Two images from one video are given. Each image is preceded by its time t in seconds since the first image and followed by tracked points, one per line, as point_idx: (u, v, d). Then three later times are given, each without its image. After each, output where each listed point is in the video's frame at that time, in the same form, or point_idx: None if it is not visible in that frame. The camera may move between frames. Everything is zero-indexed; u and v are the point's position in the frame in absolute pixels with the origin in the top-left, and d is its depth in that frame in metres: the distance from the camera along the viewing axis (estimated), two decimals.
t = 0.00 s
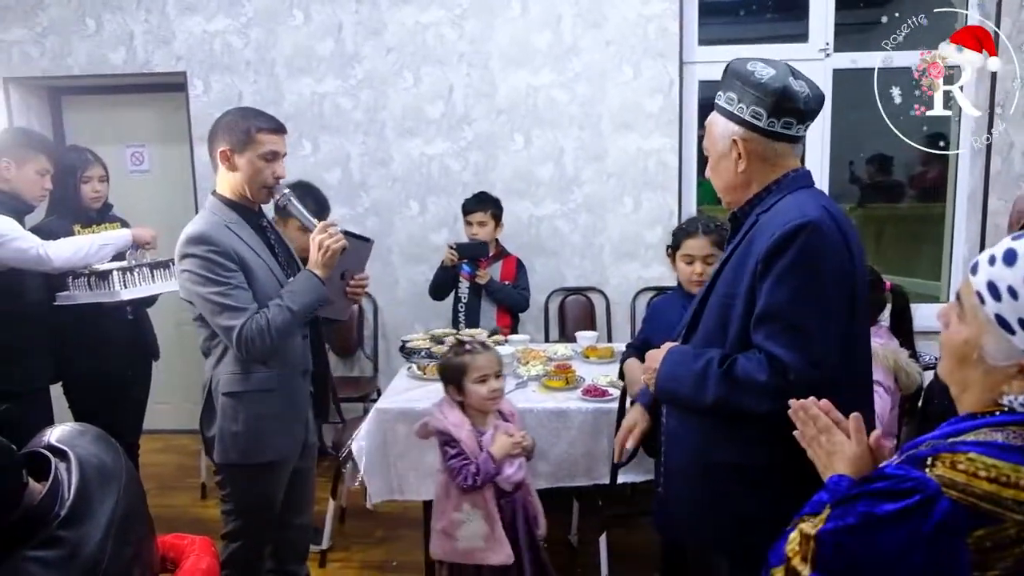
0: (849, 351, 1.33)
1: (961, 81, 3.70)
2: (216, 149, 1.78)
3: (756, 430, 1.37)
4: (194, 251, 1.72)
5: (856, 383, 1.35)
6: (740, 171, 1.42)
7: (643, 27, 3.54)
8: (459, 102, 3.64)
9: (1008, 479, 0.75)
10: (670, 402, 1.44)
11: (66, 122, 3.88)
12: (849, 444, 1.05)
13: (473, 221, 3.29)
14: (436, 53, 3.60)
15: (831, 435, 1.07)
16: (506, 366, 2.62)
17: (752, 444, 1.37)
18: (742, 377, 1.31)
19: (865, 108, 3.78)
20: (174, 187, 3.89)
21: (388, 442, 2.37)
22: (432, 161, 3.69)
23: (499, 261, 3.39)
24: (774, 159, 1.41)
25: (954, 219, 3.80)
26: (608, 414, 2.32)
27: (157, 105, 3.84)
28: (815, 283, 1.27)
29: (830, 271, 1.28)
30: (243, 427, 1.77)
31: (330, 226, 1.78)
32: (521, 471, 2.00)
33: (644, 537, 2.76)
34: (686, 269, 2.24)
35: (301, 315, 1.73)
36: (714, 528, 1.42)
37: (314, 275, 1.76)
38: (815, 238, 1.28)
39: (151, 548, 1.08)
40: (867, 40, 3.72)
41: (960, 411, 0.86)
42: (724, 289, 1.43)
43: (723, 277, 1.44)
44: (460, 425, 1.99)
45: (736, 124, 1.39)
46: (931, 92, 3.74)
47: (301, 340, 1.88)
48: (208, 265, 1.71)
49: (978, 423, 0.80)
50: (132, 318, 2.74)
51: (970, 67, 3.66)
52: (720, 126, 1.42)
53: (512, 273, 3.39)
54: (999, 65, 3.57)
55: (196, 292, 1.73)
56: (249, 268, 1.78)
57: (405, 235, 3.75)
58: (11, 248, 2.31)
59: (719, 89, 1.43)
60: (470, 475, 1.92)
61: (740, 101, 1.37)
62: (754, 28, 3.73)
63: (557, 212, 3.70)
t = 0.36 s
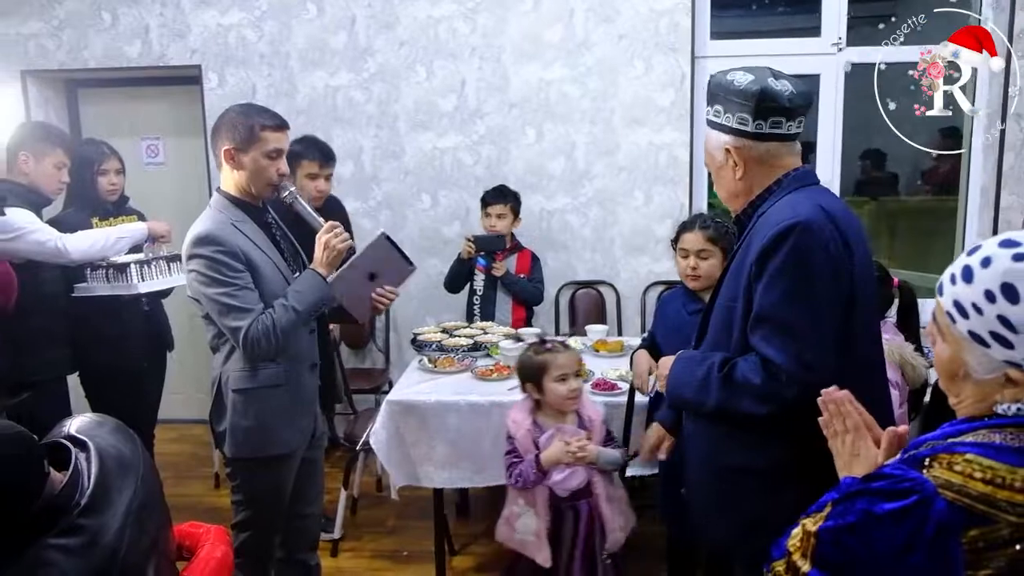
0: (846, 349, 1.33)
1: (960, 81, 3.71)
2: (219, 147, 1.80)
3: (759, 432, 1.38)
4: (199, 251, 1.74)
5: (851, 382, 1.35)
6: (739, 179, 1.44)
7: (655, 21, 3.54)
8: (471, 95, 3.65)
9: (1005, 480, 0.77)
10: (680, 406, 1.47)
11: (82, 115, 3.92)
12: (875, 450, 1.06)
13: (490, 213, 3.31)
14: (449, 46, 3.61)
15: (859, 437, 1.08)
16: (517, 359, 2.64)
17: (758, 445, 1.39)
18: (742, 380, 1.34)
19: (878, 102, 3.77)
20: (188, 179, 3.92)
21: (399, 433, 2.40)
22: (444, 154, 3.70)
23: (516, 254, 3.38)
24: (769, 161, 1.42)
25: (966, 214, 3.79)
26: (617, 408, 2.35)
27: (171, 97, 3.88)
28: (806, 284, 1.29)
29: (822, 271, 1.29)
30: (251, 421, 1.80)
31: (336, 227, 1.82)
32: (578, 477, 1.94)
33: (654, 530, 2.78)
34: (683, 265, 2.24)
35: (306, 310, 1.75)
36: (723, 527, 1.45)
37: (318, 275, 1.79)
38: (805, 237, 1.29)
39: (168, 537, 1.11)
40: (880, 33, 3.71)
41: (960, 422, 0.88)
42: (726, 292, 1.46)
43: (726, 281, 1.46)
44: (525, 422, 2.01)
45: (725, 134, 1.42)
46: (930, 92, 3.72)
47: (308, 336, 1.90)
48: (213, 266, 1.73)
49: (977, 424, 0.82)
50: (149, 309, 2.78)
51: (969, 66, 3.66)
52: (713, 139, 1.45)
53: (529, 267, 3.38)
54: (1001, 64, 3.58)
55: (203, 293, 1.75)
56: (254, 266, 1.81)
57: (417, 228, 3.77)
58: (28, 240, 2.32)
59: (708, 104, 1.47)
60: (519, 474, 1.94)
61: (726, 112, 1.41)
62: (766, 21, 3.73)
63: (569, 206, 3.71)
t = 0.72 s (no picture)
0: (851, 345, 1.35)
1: (960, 81, 3.71)
2: (234, 143, 1.82)
3: (768, 430, 1.41)
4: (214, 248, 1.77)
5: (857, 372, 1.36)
6: (742, 181, 1.47)
7: (666, 14, 3.55)
8: (482, 88, 3.67)
9: (990, 467, 0.80)
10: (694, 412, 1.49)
11: (98, 108, 3.96)
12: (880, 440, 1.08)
13: (506, 207, 3.33)
14: (460, 39, 3.63)
15: (867, 426, 1.08)
16: (527, 351, 2.67)
17: (771, 442, 1.41)
18: (752, 380, 1.35)
19: (889, 95, 3.76)
20: (202, 171, 3.96)
21: (411, 423, 2.44)
22: (455, 147, 3.73)
23: (531, 247, 3.39)
24: (770, 162, 1.45)
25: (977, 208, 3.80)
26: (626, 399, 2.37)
27: (185, 90, 3.91)
28: (808, 283, 1.31)
29: (825, 271, 1.31)
30: (263, 413, 1.84)
31: (347, 225, 1.85)
32: (606, 465, 2.07)
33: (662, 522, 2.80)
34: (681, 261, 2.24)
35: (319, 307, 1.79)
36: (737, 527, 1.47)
37: (330, 273, 1.82)
38: (807, 237, 1.31)
39: (184, 520, 1.15)
40: (892, 26, 3.70)
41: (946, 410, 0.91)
42: (734, 294, 1.47)
43: (734, 283, 1.48)
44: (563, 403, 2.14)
45: (726, 138, 1.45)
46: (930, 92, 3.72)
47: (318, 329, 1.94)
48: (228, 261, 1.76)
49: (967, 413, 0.84)
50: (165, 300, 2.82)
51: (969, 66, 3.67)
52: (715, 144, 1.48)
53: (543, 260, 3.39)
54: (1002, 64, 3.63)
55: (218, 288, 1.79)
56: (268, 261, 1.84)
57: (429, 220, 3.80)
58: (45, 231, 2.38)
59: (709, 111, 1.50)
60: (551, 453, 2.10)
61: (726, 116, 1.44)
62: (777, 13, 3.74)
63: (579, 199, 3.73)
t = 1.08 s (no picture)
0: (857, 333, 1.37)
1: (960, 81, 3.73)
2: (249, 142, 1.85)
3: (776, 422, 1.43)
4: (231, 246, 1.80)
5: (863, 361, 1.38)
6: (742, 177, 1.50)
7: (674, 10, 3.56)
8: (491, 83, 3.69)
9: (984, 450, 0.81)
10: (697, 403, 1.51)
11: (111, 100, 4.00)
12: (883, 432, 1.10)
13: (515, 201, 3.36)
14: (469, 34, 3.65)
15: (867, 416, 1.11)
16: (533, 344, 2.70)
17: (777, 432, 1.43)
18: (757, 368, 1.38)
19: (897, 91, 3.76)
20: (213, 164, 3.99)
21: (419, 414, 2.47)
22: (464, 141, 3.75)
23: (540, 241, 3.42)
24: (772, 160, 1.47)
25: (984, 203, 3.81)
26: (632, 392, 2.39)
27: (197, 83, 3.95)
28: (812, 273, 1.34)
29: (827, 261, 1.34)
30: (276, 409, 1.87)
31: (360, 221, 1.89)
32: (614, 459, 2.08)
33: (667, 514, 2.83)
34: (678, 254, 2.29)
35: (336, 302, 1.84)
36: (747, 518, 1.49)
37: (345, 268, 1.87)
38: (809, 228, 1.34)
39: (199, 505, 1.18)
40: (900, 21, 3.70)
41: (944, 393, 0.93)
42: (737, 287, 1.50)
43: (737, 275, 1.50)
44: (580, 397, 2.18)
45: (729, 133, 1.48)
46: (930, 92, 3.74)
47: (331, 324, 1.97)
48: (244, 257, 1.79)
49: (962, 399, 0.86)
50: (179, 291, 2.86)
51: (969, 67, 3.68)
52: (718, 138, 1.51)
53: (553, 253, 3.43)
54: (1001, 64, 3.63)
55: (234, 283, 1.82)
56: (283, 257, 1.87)
57: (437, 214, 3.82)
58: (62, 222, 2.39)
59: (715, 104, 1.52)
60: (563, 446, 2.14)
61: (731, 112, 1.46)
62: (785, 9, 3.75)
63: (586, 193, 3.75)
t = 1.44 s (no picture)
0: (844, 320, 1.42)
1: (960, 81, 3.75)
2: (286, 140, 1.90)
3: (772, 414, 1.46)
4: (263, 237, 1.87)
5: (855, 354, 1.44)
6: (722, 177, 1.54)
7: (677, 7, 3.58)
8: (495, 79, 3.71)
9: (966, 440, 0.83)
10: (690, 398, 1.54)
11: (117, 94, 4.03)
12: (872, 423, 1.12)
13: (518, 197, 3.39)
14: (474, 30, 3.68)
15: (858, 408, 1.13)
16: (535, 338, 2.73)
17: (774, 422, 1.47)
18: (750, 356, 1.40)
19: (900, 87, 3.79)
20: (219, 157, 4.02)
21: (421, 407, 2.51)
22: (468, 137, 3.78)
23: (542, 236, 3.46)
24: (750, 159, 1.51)
25: (984, 201, 3.83)
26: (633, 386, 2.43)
27: (203, 77, 3.97)
28: (797, 262, 1.38)
29: (812, 250, 1.38)
30: (309, 399, 1.92)
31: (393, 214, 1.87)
32: (620, 450, 2.14)
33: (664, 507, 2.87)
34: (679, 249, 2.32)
35: (359, 293, 1.83)
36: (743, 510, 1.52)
37: (372, 259, 1.85)
38: (792, 218, 1.38)
39: (207, 495, 1.22)
40: (902, 19, 3.73)
41: (932, 387, 0.96)
42: (723, 281, 1.53)
43: (723, 270, 1.53)
44: (600, 387, 2.25)
45: (707, 136, 1.52)
46: (930, 92, 3.75)
47: (365, 319, 1.98)
48: (273, 249, 1.85)
49: (949, 393, 0.89)
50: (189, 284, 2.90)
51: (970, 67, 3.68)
52: (697, 141, 1.55)
53: (556, 248, 3.46)
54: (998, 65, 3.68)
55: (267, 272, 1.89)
56: (314, 250, 1.91)
57: (441, 209, 3.85)
58: (70, 215, 2.42)
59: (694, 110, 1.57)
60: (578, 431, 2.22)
61: (709, 116, 1.51)
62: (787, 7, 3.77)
63: (589, 188, 3.78)
